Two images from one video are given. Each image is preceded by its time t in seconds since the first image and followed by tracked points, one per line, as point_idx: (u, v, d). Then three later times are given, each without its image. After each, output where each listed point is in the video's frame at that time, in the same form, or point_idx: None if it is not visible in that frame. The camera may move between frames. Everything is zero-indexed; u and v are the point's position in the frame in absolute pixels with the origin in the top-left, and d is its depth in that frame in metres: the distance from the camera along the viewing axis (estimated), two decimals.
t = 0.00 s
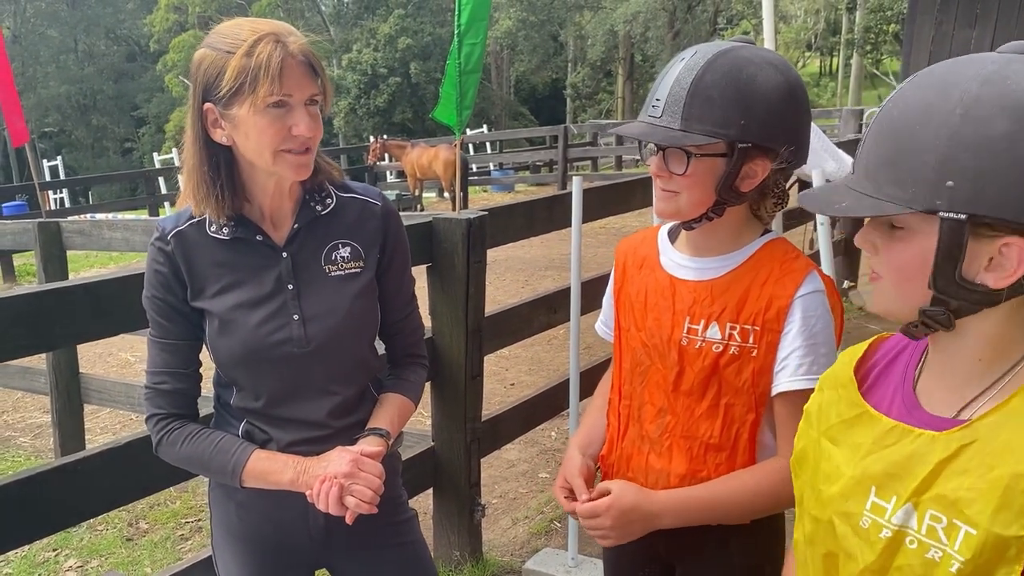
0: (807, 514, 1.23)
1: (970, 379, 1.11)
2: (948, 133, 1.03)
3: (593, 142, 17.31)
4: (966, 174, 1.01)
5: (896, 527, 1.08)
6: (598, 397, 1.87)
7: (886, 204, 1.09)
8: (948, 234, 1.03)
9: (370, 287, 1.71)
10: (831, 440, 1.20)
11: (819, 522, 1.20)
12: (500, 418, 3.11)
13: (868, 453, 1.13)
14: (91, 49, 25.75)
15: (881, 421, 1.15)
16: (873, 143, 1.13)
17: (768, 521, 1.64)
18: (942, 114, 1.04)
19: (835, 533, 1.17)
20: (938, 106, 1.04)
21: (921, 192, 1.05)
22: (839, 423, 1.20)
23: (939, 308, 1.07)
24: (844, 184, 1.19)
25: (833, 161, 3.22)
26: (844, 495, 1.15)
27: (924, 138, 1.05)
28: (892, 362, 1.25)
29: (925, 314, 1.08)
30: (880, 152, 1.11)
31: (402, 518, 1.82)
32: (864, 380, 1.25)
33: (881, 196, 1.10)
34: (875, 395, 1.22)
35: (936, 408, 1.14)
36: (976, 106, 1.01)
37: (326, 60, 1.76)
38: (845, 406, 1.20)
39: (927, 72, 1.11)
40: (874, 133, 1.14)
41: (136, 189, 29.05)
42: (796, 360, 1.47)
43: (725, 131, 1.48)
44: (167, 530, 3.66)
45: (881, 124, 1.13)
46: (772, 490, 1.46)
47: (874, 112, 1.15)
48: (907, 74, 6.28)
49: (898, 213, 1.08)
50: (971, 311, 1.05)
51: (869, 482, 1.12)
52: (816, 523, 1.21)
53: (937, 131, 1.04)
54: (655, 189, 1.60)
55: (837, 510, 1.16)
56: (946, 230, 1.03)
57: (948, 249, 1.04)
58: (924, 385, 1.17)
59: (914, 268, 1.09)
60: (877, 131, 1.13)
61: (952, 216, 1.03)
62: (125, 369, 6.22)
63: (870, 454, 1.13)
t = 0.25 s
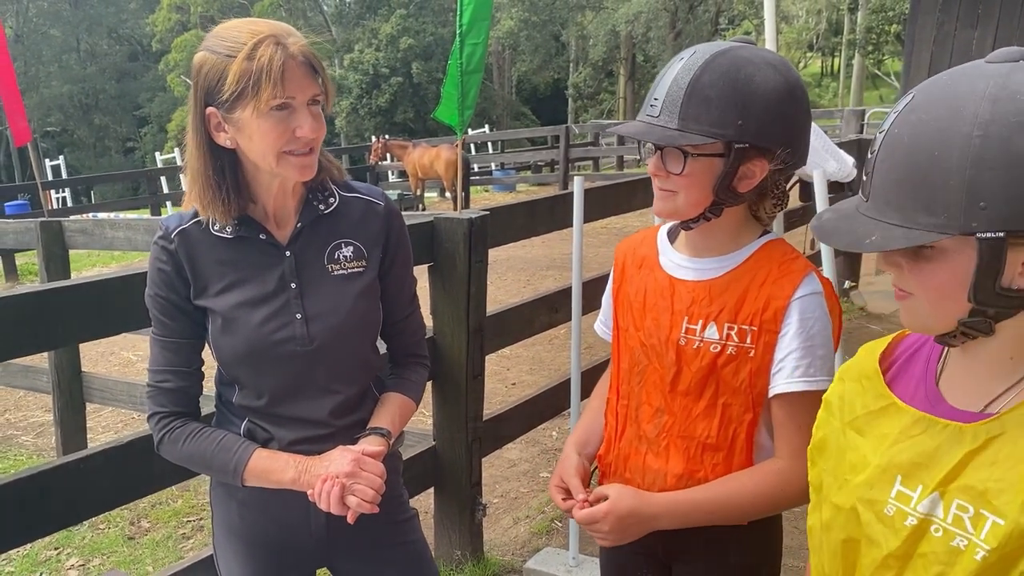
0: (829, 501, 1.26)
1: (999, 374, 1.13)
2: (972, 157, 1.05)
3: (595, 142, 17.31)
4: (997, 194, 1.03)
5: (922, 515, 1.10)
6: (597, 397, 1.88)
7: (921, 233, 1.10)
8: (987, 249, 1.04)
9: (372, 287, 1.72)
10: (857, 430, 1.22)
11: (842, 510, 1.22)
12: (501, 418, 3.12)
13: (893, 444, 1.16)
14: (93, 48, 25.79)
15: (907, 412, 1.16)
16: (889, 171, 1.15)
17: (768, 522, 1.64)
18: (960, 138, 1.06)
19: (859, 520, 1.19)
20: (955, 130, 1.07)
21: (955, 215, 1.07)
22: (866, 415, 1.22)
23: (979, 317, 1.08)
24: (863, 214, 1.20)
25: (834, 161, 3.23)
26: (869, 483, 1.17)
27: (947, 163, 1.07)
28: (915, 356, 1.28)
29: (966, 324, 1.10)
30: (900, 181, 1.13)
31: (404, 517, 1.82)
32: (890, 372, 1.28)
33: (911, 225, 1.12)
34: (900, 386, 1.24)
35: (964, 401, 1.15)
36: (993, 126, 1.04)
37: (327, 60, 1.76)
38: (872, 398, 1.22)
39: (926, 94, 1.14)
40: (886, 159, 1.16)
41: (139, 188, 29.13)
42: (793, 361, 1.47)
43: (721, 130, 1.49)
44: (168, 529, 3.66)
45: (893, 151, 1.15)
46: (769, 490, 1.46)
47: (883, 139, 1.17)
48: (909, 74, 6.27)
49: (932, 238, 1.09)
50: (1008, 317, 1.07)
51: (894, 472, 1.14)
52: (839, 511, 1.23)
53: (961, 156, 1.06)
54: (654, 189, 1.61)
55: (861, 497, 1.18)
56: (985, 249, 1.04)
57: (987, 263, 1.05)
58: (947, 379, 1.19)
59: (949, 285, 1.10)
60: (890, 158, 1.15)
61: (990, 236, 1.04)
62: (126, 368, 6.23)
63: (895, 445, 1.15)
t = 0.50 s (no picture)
0: (834, 493, 1.30)
1: (1002, 369, 1.15)
2: (979, 158, 1.05)
3: (596, 142, 17.30)
4: (1005, 195, 1.04)
5: (921, 506, 1.14)
6: (598, 396, 1.88)
7: (929, 234, 1.10)
8: (996, 246, 1.05)
9: (372, 286, 1.72)
10: (865, 424, 1.26)
11: (847, 500, 1.26)
12: (502, 417, 3.12)
13: (897, 436, 1.19)
14: (95, 48, 25.81)
15: (911, 406, 1.20)
16: (895, 174, 1.16)
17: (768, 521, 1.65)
18: (967, 140, 1.07)
19: (862, 511, 1.23)
20: (961, 132, 1.07)
21: (964, 215, 1.07)
22: (875, 409, 1.26)
23: (986, 314, 1.08)
24: (870, 216, 1.20)
25: (834, 162, 3.23)
26: (873, 475, 1.21)
27: (954, 165, 1.08)
28: (920, 350, 1.30)
29: (974, 322, 1.10)
30: (906, 182, 1.14)
31: (405, 516, 1.83)
32: (896, 366, 1.31)
33: (920, 226, 1.12)
34: (905, 380, 1.27)
35: (966, 395, 1.18)
36: (1000, 128, 1.04)
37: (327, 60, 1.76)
38: (880, 393, 1.26)
39: (930, 96, 1.14)
40: (892, 161, 1.16)
41: (141, 187, 29.17)
42: (790, 361, 1.46)
43: (720, 130, 1.49)
44: (169, 528, 3.66)
45: (899, 153, 1.15)
46: (767, 490, 1.46)
47: (888, 141, 1.18)
48: (910, 74, 6.26)
49: (941, 238, 1.09)
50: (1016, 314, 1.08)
51: (897, 464, 1.18)
52: (843, 502, 1.27)
53: (967, 158, 1.06)
54: (655, 189, 1.61)
55: (864, 488, 1.23)
56: (994, 248, 1.05)
57: (995, 262, 1.05)
58: (950, 374, 1.22)
59: (958, 285, 1.10)
60: (896, 161, 1.15)
61: (999, 236, 1.04)
62: (128, 367, 6.24)
63: (899, 438, 1.19)
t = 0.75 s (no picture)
0: (832, 484, 1.32)
1: (998, 364, 1.16)
2: (981, 159, 1.05)
3: (598, 142, 17.29)
4: (1006, 196, 1.04)
5: (915, 497, 1.15)
6: (601, 396, 1.88)
7: (929, 233, 1.10)
8: (995, 247, 1.05)
9: (372, 287, 1.72)
10: (864, 417, 1.28)
11: (844, 490, 1.28)
12: (503, 417, 3.12)
13: (894, 429, 1.21)
14: (97, 47, 25.83)
15: (908, 399, 1.22)
16: (898, 172, 1.16)
17: (770, 522, 1.65)
18: (969, 140, 1.06)
19: (858, 502, 1.25)
20: (963, 132, 1.07)
21: (964, 216, 1.07)
22: (874, 403, 1.28)
23: (984, 313, 1.08)
24: (872, 213, 1.20)
25: (836, 162, 3.23)
26: (869, 466, 1.23)
27: (956, 165, 1.08)
28: (921, 346, 1.31)
29: (971, 319, 1.10)
30: (908, 180, 1.14)
31: (407, 515, 1.83)
32: (895, 361, 1.32)
33: (921, 225, 1.12)
34: (904, 373, 1.28)
35: (961, 389, 1.19)
36: (1003, 129, 1.04)
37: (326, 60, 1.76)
38: (879, 387, 1.28)
39: (934, 97, 1.14)
40: (896, 159, 1.16)
41: (143, 186, 29.20)
42: (793, 361, 1.46)
43: (724, 130, 1.49)
44: (171, 527, 3.67)
45: (902, 152, 1.15)
46: (768, 491, 1.46)
47: (892, 140, 1.18)
48: (912, 74, 6.26)
49: (942, 237, 1.09)
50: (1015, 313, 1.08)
51: (892, 455, 1.20)
52: (841, 493, 1.29)
53: (969, 158, 1.06)
54: (658, 187, 1.61)
55: (860, 479, 1.25)
56: (993, 248, 1.05)
57: (994, 261, 1.05)
58: (948, 369, 1.23)
59: (958, 283, 1.10)
60: (899, 159, 1.15)
61: (998, 236, 1.04)
62: (130, 366, 6.25)
63: (896, 430, 1.21)
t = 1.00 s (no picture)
0: (838, 482, 1.32)
1: (1003, 363, 1.15)
2: (984, 159, 1.05)
3: (599, 142, 17.29)
4: (1009, 196, 1.03)
5: (917, 493, 1.15)
6: (604, 396, 1.88)
7: (934, 233, 1.10)
8: (999, 247, 1.05)
9: (374, 287, 1.72)
10: (869, 415, 1.28)
11: (849, 487, 1.28)
12: (504, 417, 3.12)
13: (898, 426, 1.21)
14: (99, 46, 25.85)
15: (913, 397, 1.22)
16: (902, 173, 1.15)
17: (772, 522, 1.64)
18: (972, 140, 1.06)
19: (862, 498, 1.25)
20: (966, 133, 1.07)
21: (969, 216, 1.07)
22: (879, 401, 1.28)
23: (990, 312, 1.08)
24: (877, 214, 1.20)
25: (838, 162, 3.23)
26: (874, 463, 1.23)
27: (959, 166, 1.07)
28: (927, 345, 1.31)
29: (977, 319, 1.09)
30: (912, 181, 1.13)
31: (408, 515, 1.82)
32: (900, 360, 1.32)
33: (925, 226, 1.11)
34: (909, 372, 1.28)
35: (967, 388, 1.18)
36: (1005, 129, 1.04)
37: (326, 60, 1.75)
38: (884, 385, 1.28)
39: (937, 97, 1.13)
40: (899, 160, 1.16)
41: (145, 186, 29.23)
42: (795, 362, 1.46)
43: (727, 132, 1.48)
44: (173, 526, 3.67)
45: (906, 152, 1.15)
46: (771, 491, 1.46)
47: (895, 141, 1.18)
48: (914, 74, 6.26)
49: (946, 237, 1.09)
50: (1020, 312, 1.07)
51: (896, 452, 1.20)
52: (846, 490, 1.29)
53: (973, 158, 1.06)
54: (661, 190, 1.61)
55: (865, 476, 1.24)
56: (998, 247, 1.05)
57: (999, 261, 1.05)
58: (953, 368, 1.22)
59: (963, 283, 1.10)
60: (903, 160, 1.15)
61: (1002, 235, 1.04)
62: (132, 365, 6.25)
63: (900, 427, 1.21)
